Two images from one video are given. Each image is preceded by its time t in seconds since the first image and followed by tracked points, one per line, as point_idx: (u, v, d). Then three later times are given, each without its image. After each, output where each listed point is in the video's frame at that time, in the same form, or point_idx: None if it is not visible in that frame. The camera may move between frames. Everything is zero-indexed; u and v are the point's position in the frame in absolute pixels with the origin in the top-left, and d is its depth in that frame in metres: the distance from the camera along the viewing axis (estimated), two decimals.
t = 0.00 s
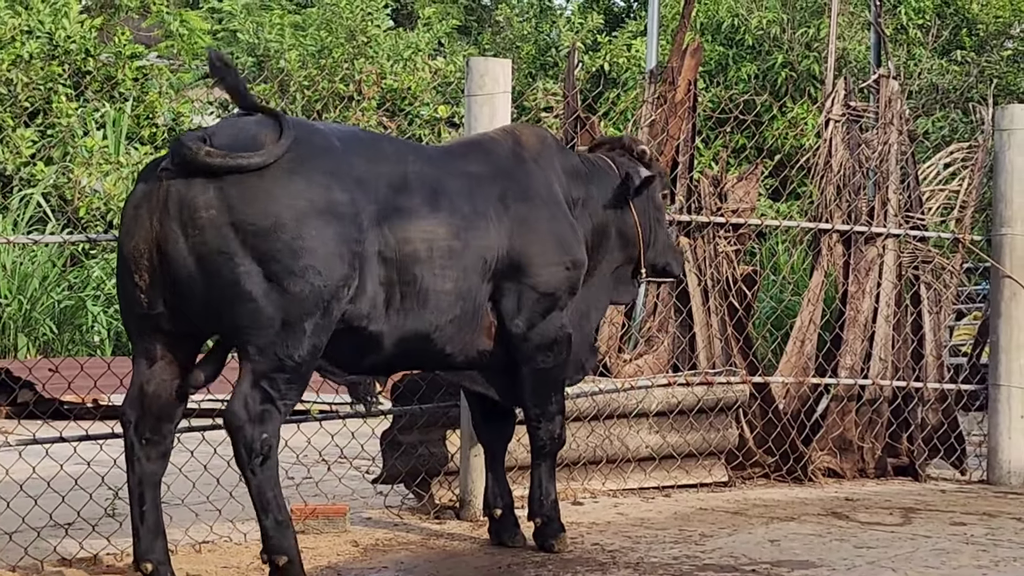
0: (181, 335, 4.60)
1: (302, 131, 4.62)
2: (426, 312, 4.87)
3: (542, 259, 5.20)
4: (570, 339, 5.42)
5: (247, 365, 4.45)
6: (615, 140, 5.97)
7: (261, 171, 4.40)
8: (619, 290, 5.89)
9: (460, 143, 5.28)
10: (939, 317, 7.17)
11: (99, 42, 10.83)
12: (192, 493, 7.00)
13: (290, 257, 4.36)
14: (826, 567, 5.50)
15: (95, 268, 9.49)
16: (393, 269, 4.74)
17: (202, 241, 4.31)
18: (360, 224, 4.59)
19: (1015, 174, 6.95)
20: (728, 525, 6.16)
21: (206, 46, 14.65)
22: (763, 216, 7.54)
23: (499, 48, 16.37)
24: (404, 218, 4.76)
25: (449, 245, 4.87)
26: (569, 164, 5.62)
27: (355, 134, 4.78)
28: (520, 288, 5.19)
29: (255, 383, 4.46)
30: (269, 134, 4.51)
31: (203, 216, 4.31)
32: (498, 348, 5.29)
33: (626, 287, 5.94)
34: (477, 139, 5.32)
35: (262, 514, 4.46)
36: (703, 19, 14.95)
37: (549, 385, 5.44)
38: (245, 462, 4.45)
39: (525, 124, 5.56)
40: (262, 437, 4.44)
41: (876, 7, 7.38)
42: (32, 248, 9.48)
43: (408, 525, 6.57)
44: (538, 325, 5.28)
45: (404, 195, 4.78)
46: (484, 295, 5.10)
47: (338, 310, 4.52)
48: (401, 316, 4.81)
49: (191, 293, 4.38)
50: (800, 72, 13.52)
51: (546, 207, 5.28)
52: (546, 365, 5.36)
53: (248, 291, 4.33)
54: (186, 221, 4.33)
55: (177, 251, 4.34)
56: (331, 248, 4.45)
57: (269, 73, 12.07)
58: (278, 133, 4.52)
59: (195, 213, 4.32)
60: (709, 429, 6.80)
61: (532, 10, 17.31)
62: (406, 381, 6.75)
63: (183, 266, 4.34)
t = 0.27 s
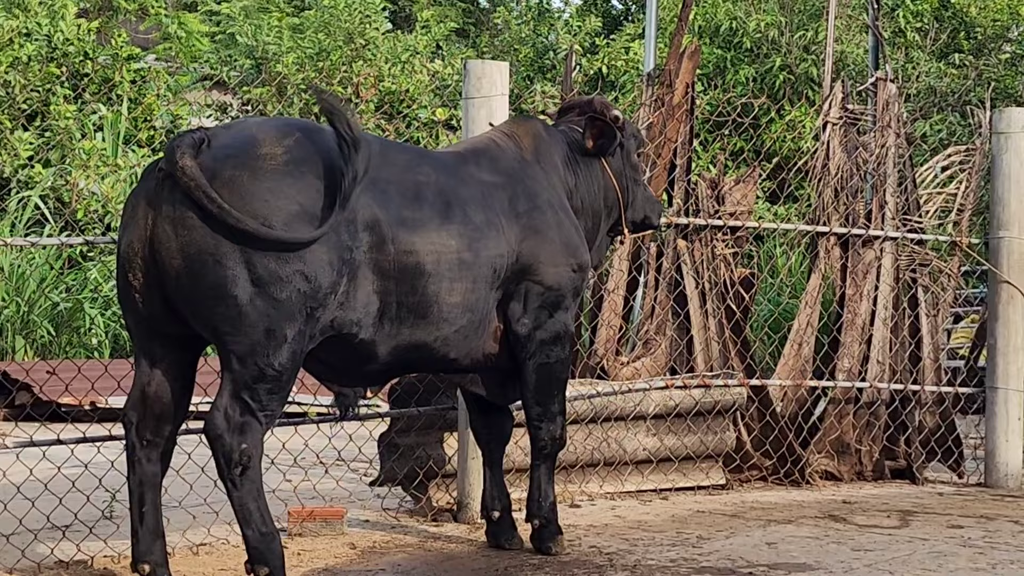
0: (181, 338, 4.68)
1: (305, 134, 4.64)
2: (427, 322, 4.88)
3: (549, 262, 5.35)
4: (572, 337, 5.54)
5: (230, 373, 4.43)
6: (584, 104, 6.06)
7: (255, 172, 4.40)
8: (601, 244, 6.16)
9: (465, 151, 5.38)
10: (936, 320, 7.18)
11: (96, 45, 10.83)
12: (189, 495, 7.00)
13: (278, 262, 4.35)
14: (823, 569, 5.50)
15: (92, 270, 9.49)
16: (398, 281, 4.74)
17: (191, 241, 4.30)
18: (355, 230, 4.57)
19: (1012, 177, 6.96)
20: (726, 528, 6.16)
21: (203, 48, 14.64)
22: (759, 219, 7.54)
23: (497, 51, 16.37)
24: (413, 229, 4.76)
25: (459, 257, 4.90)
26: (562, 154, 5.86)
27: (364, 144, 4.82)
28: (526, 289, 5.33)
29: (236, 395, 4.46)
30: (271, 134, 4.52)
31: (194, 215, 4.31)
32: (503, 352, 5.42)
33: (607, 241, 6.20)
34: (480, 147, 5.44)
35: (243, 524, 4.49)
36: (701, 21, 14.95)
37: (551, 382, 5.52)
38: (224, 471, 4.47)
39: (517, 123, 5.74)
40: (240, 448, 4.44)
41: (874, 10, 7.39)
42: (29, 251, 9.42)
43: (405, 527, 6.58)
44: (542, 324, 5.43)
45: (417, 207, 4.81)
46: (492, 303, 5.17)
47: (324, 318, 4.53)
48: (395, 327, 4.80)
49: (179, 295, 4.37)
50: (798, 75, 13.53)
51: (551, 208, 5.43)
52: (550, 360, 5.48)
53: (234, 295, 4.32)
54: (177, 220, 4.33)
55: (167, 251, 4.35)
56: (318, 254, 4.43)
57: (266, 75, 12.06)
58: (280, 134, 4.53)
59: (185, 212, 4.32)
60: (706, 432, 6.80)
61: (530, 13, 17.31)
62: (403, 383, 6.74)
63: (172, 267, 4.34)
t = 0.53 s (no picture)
0: (185, 339, 4.70)
1: (313, 135, 4.69)
2: (431, 328, 4.90)
3: (553, 265, 5.35)
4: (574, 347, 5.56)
5: (237, 375, 4.46)
6: (581, 103, 6.03)
7: (263, 172, 4.46)
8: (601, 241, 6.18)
9: (469, 153, 5.41)
10: (935, 322, 7.18)
11: (95, 47, 10.82)
12: (189, 498, 6.99)
13: (285, 262, 4.39)
14: (823, 572, 5.50)
15: (92, 272, 9.48)
16: (402, 285, 4.75)
17: (200, 241, 4.35)
18: (362, 233, 4.59)
19: (1012, 180, 6.97)
20: (726, 531, 6.16)
21: (203, 50, 14.62)
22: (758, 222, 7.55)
23: (496, 54, 16.37)
24: (417, 234, 4.77)
25: (463, 261, 4.91)
26: (563, 155, 5.88)
27: (370, 145, 4.81)
28: (530, 296, 5.34)
29: (240, 398, 4.48)
30: (280, 135, 4.60)
31: (203, 215, 4.37)
32: (506, 356, 5.44)
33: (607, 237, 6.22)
34: (484, 149, 5.47)
35: (242, 528, 4.52)
36: (700, 23, 14.94)
37: (552, 392, 5.55)
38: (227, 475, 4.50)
39: (517, 124, 5.78)
40: (244, 452, 4.47)
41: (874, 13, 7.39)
42: (29, 253, 9.40)
43: (405, 530, 6.58)
44: (544, 330, 5.44)
45: (422, 211, 4.81)
46: (496, 308, 5.19)
47: (328, 321, 4.57)
48: (401, 332, 4.82)
49: (186, 294, 4.41)
50: (797, 78, 13.53)
51: (554, 210, 5.45)
52: (552, 370, 5.50)
53: (241, 296, 4.35)
54: (186, 220, 4.40)
55: (175, 250, 4.40)
56: (324, 255, 4.46)
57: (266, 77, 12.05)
58: (289, 135, 4.62)
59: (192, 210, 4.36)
60: (706, 435, 6.81)
61: (530, 16, 17.32)
62: (403, 385, 6.76)
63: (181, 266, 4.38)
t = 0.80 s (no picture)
0: (187, 339, 4.69)
1: (316, 134, 4.70)
2: (434, 327, 4.91)
3: (555, 265, 5.36)
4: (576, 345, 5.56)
5: (241, 375, 4.46)
6: (584, 107, 6.01)
7: (267, 171, 4.47)
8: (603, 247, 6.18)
9: (471, 153, 5.41)
10: (935, 323, 7.18)
11: (95, 47, 10.82)
12: (188, 498, 6.99)
13: (290, 261, 4.39)
14: (823, 573, 5.50)
15: (91, 272, 9.47)
16: (405, 284, 4.76)
17: (205, 239, 4.34)
18: (365, 231, 4.60)
19: (1012, 181, 6.98)
20: (725, 532, 6.16)
21: (202, 51, 14.62)
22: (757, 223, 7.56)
23: (495, 55, 16.38)
24: (421, 234, 4.78)
25: (466, 260, 4.92)
26: (562, 156, 5.89)
27: (373, 145, 4.83)
28: (532, 295, 5.34)
29: (245, 398, 4.49)
30: (284, 134, 4.62)
31: (208, 213, 4.36)
32: (507, 356, 5.44)
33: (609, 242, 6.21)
34: (485, 149, 5.47)
35: (241, 530, 4.53)
36: (699, 24, 14.95)
37: (553, 391, 5.54)
38: (230, 475, 4.50)
39: (517, 124, 5.79)
40: (248, 453, 4.48)
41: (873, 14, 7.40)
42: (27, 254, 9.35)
43: (404, 531, 6.57)
44: (546, 329, 5.44)
45: (425, 210, 4.82)
46: (498, 307, 5.19)
47: (330, 320, 4.58)
48: (404, 331, 4.83)
49: (190, 294, 4.41)
50: (796, 79, 13.53)
51: (555, 210, 5.46)
52: (554, 369, 5.49)
53: (246, 296, 4.35)
54: (190, 218, 4.38)
55: (179, 248, 4.38)
56: (328, 254, 4.46)
57: (265, 77, 12.05)
58: (292, 134, 4.63)
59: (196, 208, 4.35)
60: (705, 436, 6.81)
61: (528, 17, 17.34)
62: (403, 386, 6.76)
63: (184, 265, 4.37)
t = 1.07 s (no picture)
0: (183, 338, 4.69)
1: (315, 132, 4.70)
2: (431, 326, 4.91)
3: (552, 263, 5.37)
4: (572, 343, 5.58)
5: (239, 373, 4.46)
6: (583, 104, 6.04)
7: (267, 169, 4.46)
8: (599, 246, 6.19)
9: (469, 150, 5.41)
10: (931, 323, 7.18)
11: (90, 46, 10.81)
12: (183, 497, 6.98)
13: (288, 259, 4.39)
14: (819, 573, 5.50)
15: (86, 271, 9.46)
16: (403, 282, 4.76)
17: (204, 237, 4.33)
18: (363, 230, 4.60)
19: (1008, 179, 6.99)
20: (721, 531, 6.16)
21: (198, 50, 14.62)
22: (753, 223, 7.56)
23: (491, 54, 16.40)
24: (419, 233, 4.78)
25: (464, 259, 4.92)
26: (560, 155, 5.89)
27: (372, 143, 4.83)
28: (529, 293, 5.35)
29: (243, 397, 4.48)
30: (283, 132, 4.61)
31: (207, 211, 4.36)
32: (504, 354, 5.45)
33: (606, 241, 6.22)
34: (484, 147, 5.47)
35: (237, 529, 4.54)
36: (694, 24, 14.95)
37: (549, 389, 5.55)
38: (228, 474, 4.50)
39: (515, 123, 5.78)
40: (246, 452, 4.48)
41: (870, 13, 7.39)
42: (23, 253, 9.37)
43: (400, 530, 6.57)
44: (544, 327, 5.46)
45: (423, 208, 4.82)
46: (495, 305, 5.20)
47: (328, 318, 4.57)
48: (401, 330, 4.83)
49: (189, 292, 4.40)
50: (792, 79, 13.54)
51: (552, 208, 5.46)
52: (551, 367, 5.51)
53: (244, 294, 4.34)
54: (189, 216, 4.38)
55: (178, 246, 4.38)
56: (326, 252, 4.46)
57: (261, 77, 12.05)
58: (292, 132, 4.63)
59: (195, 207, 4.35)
60: (701, 435, 6.81)
61: (524, 16, 17.36)
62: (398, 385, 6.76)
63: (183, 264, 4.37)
